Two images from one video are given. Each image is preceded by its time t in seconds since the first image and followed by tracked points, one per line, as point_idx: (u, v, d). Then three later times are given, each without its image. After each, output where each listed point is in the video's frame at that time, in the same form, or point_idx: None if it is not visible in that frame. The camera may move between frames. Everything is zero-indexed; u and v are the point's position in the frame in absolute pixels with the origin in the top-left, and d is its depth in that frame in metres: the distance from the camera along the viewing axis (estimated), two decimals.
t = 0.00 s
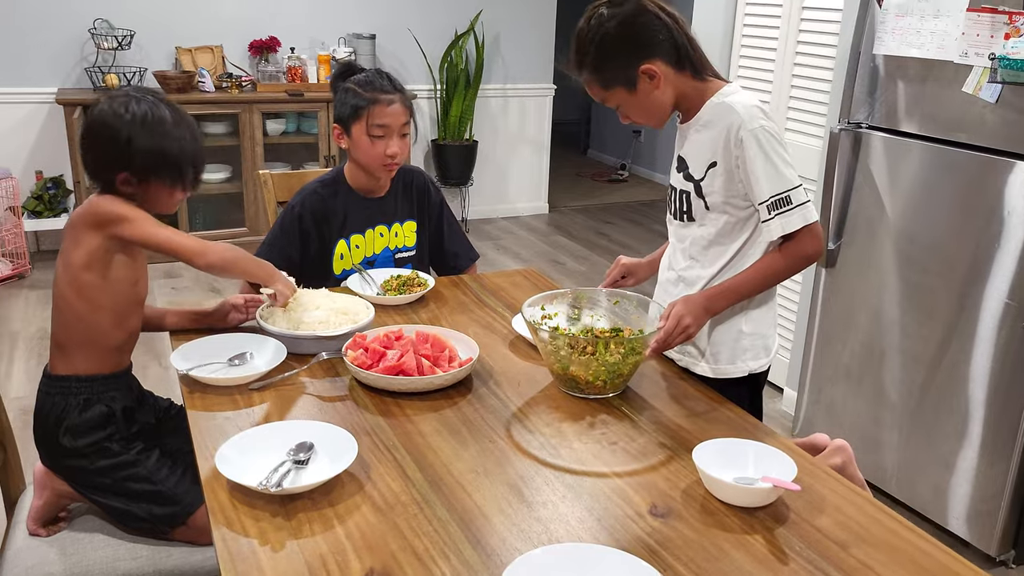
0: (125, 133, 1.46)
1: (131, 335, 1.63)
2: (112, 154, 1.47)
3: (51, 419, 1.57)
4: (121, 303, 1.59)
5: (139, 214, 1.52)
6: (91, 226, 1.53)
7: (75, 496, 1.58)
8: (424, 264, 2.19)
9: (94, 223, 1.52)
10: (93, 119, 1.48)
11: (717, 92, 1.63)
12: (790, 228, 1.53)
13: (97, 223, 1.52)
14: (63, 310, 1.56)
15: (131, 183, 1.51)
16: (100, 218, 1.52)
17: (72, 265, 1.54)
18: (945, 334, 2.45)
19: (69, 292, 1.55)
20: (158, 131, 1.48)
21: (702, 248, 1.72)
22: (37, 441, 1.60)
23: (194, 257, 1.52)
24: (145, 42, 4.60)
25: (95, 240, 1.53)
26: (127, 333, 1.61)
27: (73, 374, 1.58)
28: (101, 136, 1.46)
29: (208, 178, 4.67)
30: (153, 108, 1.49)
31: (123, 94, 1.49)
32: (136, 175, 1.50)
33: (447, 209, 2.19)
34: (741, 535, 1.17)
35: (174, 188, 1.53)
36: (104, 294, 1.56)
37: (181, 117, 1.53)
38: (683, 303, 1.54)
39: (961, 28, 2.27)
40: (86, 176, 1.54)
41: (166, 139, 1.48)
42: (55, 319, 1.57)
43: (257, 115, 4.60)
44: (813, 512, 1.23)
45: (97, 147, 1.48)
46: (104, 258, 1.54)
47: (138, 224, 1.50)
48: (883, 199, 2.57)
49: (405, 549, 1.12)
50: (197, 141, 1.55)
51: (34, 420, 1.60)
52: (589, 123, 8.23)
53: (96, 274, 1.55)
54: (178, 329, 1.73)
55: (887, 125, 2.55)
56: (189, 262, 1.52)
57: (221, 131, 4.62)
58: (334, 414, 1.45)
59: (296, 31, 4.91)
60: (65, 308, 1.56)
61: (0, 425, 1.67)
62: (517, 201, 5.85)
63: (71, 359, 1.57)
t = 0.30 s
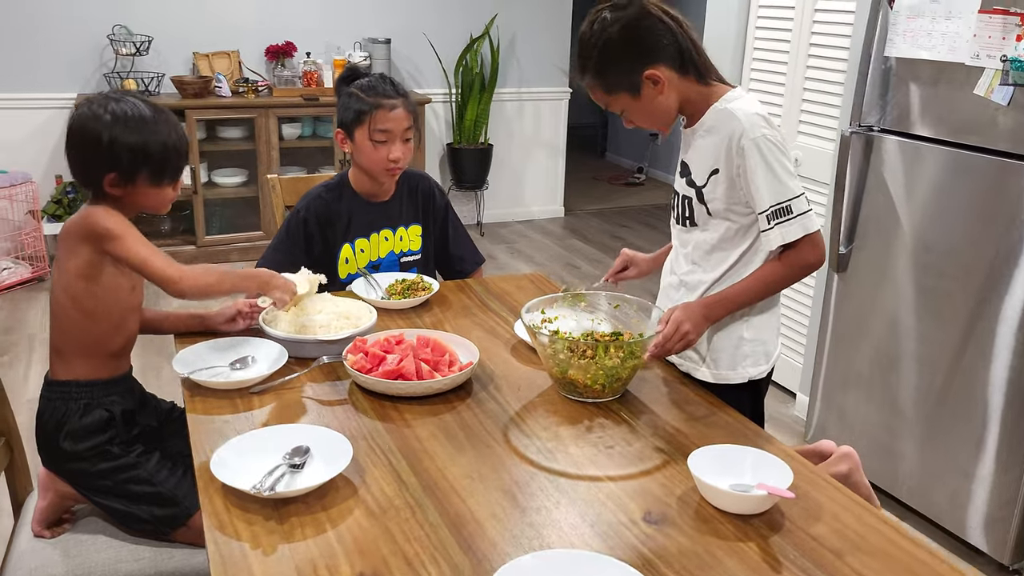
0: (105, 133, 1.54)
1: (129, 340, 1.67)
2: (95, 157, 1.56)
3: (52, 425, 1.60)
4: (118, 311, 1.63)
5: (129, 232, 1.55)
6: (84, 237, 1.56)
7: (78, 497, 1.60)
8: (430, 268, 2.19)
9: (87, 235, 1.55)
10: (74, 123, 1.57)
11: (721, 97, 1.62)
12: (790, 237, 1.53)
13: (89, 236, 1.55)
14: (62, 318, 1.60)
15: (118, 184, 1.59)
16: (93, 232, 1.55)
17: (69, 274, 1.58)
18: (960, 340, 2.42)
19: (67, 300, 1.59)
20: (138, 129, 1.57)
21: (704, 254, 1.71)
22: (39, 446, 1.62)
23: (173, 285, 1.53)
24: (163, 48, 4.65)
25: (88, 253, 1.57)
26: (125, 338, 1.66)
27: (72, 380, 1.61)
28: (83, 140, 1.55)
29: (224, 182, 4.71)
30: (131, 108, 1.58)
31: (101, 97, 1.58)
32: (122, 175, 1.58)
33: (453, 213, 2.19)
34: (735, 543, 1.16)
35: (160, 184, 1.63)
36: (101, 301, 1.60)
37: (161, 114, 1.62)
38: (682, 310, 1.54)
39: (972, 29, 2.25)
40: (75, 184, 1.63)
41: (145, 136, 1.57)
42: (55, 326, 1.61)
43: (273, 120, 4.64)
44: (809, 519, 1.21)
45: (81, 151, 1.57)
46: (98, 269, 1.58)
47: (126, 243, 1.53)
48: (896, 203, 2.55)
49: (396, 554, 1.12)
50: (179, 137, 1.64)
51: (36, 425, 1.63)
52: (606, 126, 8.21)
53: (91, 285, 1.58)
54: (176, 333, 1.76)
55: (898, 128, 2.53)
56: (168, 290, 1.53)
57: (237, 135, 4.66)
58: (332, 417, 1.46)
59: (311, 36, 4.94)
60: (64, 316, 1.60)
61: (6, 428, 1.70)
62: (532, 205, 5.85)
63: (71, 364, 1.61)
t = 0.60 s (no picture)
0: (108, 134, 1.57)
1: (126, 342, 1.70)
2: (97, 157, 1.59)
3: (51, 425, 1.63)
4: (114, 312, 1.66)
5: (123, 242, 1.58)
6: (77, 244, 1.59)
7: (78, 494, 1.63)
8: (434, 271, 2.20)
9: (79, 242, 1.59)
10: (75, 124, 1.59)
11: (729, 104, 1.61)
12: (784, 254, 1.51)
13: (82, 243, 1.58)
14: (59, 323, 1.64)
15: (116, 185, 1.62)
16: (85, 239, 1.58)
17: (64, 280, 1.62)
18: (974, 348, 2.38)
19: (63, 304, 1.63)
20: (140, 130, 1.60)
21: (703, 260, 1.70)
22: (38, 444, 1.65)
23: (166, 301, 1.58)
24: (185, 52, 4.71)
25: (81, 258, 1.60)
26: (122, 340, 1.69)
27: (70, 381, 1.65)
28: (85, 140, 1.58)
29: (244, 184, 4.76)
30: (133, 110, 1.61)
31: (103, 99, 1.61)
32: (122, 175, 1.61)
33: (457, 215, 2.20)
34: (715, 549, 1.15)
35: (158, 185, 1.67)
36: (95, 306, 1.64)
37: (161, 117, 1.66)
38: (671, 318, 1.51)
39: (985, 33, 2.22)
40: (74, 184, 1.65)
41: (146, 138, 1.61)
42: (53, 330, 1.65)
43: (293, 124, 4.68)
44: (793, 526, 1.20)
45: (82, 152, 1.59)
46: (92, 273, 1.62)
47: (117, 253, 1.56)
48: (909, 209, 2.52)
49: (373, 554, 1.12)
50: (178, 140, 1.68)
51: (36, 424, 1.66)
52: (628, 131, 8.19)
53: (86, 289, 1.62)
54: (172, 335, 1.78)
55: (912, 133, 2.50)
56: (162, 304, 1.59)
57: (257, 139, 4.72)
58: (323, 418, 1.47)
59: (332, 41, 4.98)
60: (61, 320, 1.64)
61: (11, 422, 1.72)
62: (551, 209, 5.85)
63: (69, 366, 1.65)
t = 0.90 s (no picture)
0: (123, 137, 1.57)
1: (129, 339, 1.73)
2: (110, 158, 1.58)
3: (53, 417, 1.66)
4: (120, 308, 1.69)
5: (132, 232, 1.61)
6: (88, 239, 1.63)
7: (79, 486, 1.67)
8: (442, 272, 2.19)
9: (91, 236, 1.62)
10: (89, 125, 1.59)
11: (745, 112, 1.56)
12: (783, 275, 1.50)
13: (94, 237, 1.62)
14: (65, 317, 1.67)
15: (129, 186, 1.62)
16: (97, 233, 1.62)
17: (72, 275, 1.65)
18: (989, 358, 2.33)
19: (70, 299, 1.67)
20: (153, 132, 1.59)
21: (703, 268, 1.67)
22: (42, 435, 1.68)
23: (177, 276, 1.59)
24: (215, 54, 4.78)
25: (87, 253, 1.64)
26: (125, 337, 1.72)
27: (72, 376, 1.68)
28: (99, 142, 1.57)
29: (270, 184, 4.82)
30: (148, 112, 1.60)
31: (117, 100, 1.60)
32: (135, 177, 1.61)
33: (463, 215, 2.20)
34: (690, 555, 1.15)
35: (170, 187, 1.66)
36: (100, 301, 1.67)
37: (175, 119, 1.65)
38: (646, 323, 1.48)
39: (1002, 36, 2.18)
40: (87, 184, 1.65)
41: (160, 139, 1.60)
42: (59, 324, 1.69)
43: (318, 125, 4.72)
44: (772, 534, 1.19)
45: (95, 154, 1.59)
46: (98, 268, 1.65)
47: (133, 241, 1.60)
48: (924, 215, 2.48)
49: (347, 550, 1.13)
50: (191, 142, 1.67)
51: (40, 415, 1.69)
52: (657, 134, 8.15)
53: (91, 284, 1.65)
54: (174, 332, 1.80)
55: (928, 138, 2.46)
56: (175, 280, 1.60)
57: (284, 139, 4.78)
58: (313, 415, 1.48)
59: (358, 42, 5.02)
60: (67, 314, 1.68)
61: (17, 414, 1.76)
62: (576, 212, 5.84)
63: (72, 360, 1.68)
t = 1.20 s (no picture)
0: (115, 130, 1.64)
1: (143, 328, 1.76)
2: (110, 151, 1.66)
3: (65, 404, 1.70)
4: (138, 295, 1.72)
5: (158, 210, 1.65)
6: (119, 220, 1.66)
7: (91, 471, 1.70)
8: (453, 269, 2.21)
9: (122, 217, 1.66)
10: (93, 122, 1.68)
11: (759, 115, 1.50)
12: (795, 284, 1.47)
13: (125, 218, 1.65)
14: (84, 300, 1.70)
15: (136, 177, 1.70)
16: (128, 214, 1.65)
17: (98, 257, 1.68)
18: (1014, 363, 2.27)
19: (91, 282, 1.69)
20: (144, 124, 1.65)
21: (707, 272, 1.62)
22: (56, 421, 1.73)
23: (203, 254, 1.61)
24: (248, 49, 4.85)
25: (120, 233, 1.67)
26: (140, 326, 1.75)
27: (85, 363, 1.72)
28: (98, 137, 1.66)
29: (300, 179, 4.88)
30: (141, 106, 1.66)
31: (116, 96, 1.68)
32: (137, 167, 1.68)
33: (476, 210, 2.21)
34: (676, 555, 1.14)
35: (172, 171, 1.71)
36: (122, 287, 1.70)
37: (171, 109, 1.70)
38: (647, 322, 1.47)
39: None
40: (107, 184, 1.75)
41: (152, 130, 1.66)
42: (75, 309, 1.72)
43: (348, 120, 4.76)
44: (762, 536, 1.18)
45: (100, 151, 1.67)
46: (127, 251, 1.68)
47: (161, 218, 1.64)
48: (949, 216, 2.43)
49: (333, 540, 1.14)
50: (187, 129, 1.71)
51: (54, 402, 1.74)
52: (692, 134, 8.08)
53: (119, 266, 1.69)
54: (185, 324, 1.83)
55: (956, 137, 2.41)
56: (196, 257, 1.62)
57: (314, 134, 4.83)
58: (314, 406, 1.50)
59: (390, 39, 5.06)
60: (86, 298, 1.70)
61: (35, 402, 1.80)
62: (606, 210, 5.81)
63: (86, 349, 1.72)
